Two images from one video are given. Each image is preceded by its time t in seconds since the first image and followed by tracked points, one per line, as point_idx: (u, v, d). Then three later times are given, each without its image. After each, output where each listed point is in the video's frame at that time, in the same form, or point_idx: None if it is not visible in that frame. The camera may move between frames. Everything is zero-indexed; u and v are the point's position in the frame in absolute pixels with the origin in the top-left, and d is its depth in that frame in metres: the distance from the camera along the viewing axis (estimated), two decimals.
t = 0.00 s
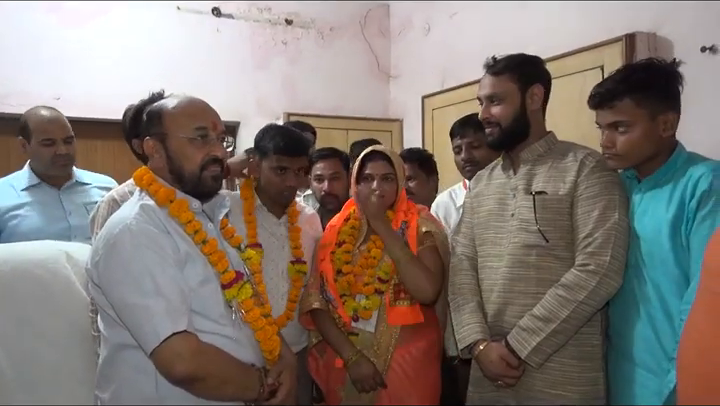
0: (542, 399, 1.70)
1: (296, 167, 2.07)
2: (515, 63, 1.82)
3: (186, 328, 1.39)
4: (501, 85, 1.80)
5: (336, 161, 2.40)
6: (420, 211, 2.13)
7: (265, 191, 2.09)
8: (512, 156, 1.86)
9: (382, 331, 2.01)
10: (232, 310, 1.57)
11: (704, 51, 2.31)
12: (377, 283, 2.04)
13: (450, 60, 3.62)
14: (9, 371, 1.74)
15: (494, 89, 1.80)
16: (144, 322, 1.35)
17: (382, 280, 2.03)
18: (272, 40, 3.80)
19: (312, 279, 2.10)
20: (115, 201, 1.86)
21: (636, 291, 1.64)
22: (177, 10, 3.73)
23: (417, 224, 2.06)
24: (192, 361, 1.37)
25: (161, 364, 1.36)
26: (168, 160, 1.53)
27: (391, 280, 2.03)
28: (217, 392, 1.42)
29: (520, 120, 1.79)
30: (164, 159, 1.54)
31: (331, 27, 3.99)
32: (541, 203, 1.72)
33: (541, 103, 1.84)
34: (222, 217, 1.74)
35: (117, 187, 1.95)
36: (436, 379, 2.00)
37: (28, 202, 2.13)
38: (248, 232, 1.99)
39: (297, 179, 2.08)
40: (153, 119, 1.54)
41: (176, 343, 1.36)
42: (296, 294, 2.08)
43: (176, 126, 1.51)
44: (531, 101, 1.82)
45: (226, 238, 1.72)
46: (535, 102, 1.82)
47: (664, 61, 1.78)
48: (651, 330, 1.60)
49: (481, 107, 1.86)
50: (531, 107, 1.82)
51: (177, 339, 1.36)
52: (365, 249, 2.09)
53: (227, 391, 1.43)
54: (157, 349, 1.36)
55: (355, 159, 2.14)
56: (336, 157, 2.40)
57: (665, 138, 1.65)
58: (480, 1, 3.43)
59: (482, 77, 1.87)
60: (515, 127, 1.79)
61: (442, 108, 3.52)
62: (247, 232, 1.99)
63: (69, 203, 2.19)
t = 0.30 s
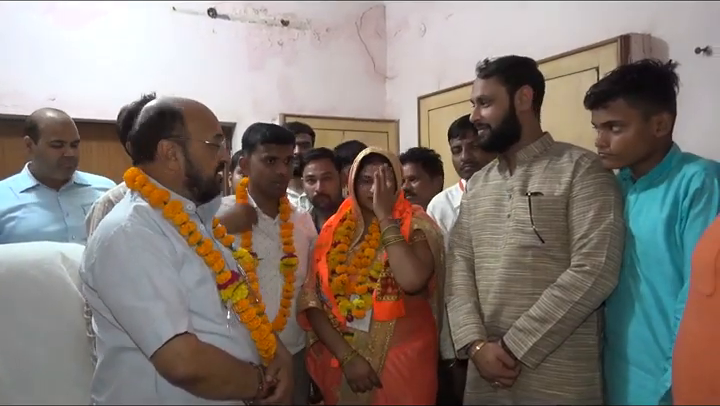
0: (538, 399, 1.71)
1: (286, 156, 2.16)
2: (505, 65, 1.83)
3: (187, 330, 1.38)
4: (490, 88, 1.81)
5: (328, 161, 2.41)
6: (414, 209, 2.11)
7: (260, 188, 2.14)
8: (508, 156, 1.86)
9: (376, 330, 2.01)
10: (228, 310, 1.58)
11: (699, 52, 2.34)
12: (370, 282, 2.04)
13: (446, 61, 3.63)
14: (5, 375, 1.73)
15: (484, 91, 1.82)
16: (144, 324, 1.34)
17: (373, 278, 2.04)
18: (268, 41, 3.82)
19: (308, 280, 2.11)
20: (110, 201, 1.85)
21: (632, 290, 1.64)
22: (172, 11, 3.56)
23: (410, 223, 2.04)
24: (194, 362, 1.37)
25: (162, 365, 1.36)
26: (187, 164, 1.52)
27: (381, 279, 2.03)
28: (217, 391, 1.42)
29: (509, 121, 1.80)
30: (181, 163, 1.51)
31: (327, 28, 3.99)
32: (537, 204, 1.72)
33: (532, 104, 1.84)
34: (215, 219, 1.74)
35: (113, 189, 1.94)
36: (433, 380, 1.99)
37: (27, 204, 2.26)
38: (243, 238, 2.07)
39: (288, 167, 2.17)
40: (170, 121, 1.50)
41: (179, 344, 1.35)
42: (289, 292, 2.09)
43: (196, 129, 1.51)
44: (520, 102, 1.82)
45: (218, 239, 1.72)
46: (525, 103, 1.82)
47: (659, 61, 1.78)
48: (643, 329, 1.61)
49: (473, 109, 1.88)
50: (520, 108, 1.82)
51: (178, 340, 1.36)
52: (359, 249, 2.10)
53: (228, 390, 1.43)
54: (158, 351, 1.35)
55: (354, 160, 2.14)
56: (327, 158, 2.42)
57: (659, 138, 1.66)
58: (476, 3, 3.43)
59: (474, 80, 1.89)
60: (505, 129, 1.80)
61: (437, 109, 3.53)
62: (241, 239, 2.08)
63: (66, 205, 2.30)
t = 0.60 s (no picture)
0: (534, 397, 1.71)
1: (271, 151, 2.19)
2: (496, 66, 1.83)
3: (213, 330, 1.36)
4: (481, 89, 1.82)
5: (323, 160, 2.40)
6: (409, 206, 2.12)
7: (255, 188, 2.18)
8: (504, 155, 1.87)
9: (374, 328, 2.01)
10: (232, 309, 1.59)
11: (695, 51, 2.35)
12: (368, 281, 2.05)
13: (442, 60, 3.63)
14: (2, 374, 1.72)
15: (476, 93, 1.83)
16: (175, 328, 1.30)
17: (372, 277, 2.04)
18: (264, 40, 3.81)
19: (305, 278, 2.11)
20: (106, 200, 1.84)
21: (628, 288, 1.65)
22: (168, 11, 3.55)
23: (407, 222, 2.04)
24: (217, 361, 1.34)
25: (186, 368, 1.33)
26: (198, 169, 1.50)
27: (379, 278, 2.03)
28: (237, 386, 1.41)
29: (501, 122, 1.80)
30: (193, 166, 1.49)
31: (323, 27, 3.99)
32: (533, 202, 1.72)
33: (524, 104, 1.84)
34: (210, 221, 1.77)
35: (109, 188, 1.92)
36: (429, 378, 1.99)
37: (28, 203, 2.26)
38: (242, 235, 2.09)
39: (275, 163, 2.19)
40: (185, 124, 1.47)
41: (207, 346, 1.32)
42: (288, 286, 2.13)
43: (208, 134, 1.50)
44: (512, 102, 1.82)
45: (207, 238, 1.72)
46: (517, 103, 1.82)
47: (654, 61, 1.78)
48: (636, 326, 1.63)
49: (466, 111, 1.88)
50: (512, 108, 1.82)
51: (207, 343, 1.32)
52: (356, 247, 2.10)
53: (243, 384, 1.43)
54: (185, 353, 1.32)
55: (351, 158, 2.14)
56: (322, 156, 2.41)
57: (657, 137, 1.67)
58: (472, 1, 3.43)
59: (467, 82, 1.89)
60: (498, 129, 1.80)
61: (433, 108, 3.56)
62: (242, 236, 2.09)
63: (68, 205, 2.31)
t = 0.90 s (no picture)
0: (534, 395, 1.71)
1: (266, 149, 2.19)
2: (494, 64, 1.82)
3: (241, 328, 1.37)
4: (480, 87, 1.81)
5: (329, 160, 2.40)
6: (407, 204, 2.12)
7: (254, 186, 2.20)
8: (502, 153, 1.87)
9: (374, 326, 2.01)
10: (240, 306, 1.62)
11: (694, 49, 2.35)
12: (369, 278, 2.04)
13: (442, 58, 3.63)
14: None
15: (474, 91, 1.82)
16: (207, 324, 1.31)
17: (373, 274, 2.04)
18: (263, 38, 3.82)
19: (305, 276, 2.12)
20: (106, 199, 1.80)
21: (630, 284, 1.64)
22: (167, 8, 3.61)
23: (407, 218, 2.04)
24: (237, 356, 1.35)
25: (209, 364, 1.35)
26: (208, 168, 1.51)
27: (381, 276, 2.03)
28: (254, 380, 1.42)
29: (500, 120, 1.80)
30: (204, 165, 1.50)
31: (322, 25, 3.98)
32: (532, 200, 1.72)
33: (522, 102, 1.83)
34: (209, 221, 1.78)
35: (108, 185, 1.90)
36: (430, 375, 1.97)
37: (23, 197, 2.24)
38: (242, 235, 2.13)
39: (272, 161, 2.20)
40: (200, 125, 1.47)
41: (234, 343, 1.34)
42: (289, 283, 2.15)
43: (217, 132, 1.51)
44: (510, 100, 1.82)
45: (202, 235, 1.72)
46: (515, 101, 1.82)
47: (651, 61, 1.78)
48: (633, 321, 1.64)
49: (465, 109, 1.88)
50: (510, 106, 1.82)
51: (234, 340, 1.34)
52: (356, 245, 2.10)
53: (258, 379, 1.43)
54: (213, 350, 1.33)
55: (349, 154, 2.15)
56: (327, 156, 2.41)
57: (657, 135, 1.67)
58: None
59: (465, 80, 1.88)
60: (496, 127, 1.80)
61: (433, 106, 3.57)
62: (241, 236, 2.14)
63: (63, 201, 2.28)
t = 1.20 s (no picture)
0: (534, 388, 1.71)
1: (269, 144, 2.20)
2: (490, 57, 1.82)
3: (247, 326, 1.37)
4: (474, 80, 1.81)
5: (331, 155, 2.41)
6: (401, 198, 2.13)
7: (256, 179, 2.21)
8: (500, 147, 1.87)
9: (370, 321, 2.01)
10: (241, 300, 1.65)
11: (692, 41, 2.34)
12: (365, 273, 2.04)
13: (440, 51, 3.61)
14: None
15: (469, 84, 1.82)
16: (214, 321, 1.30)
17: (369, 269, 2.04)
18: (259, 32, 3.78)
19: (304, 270, 2.12)
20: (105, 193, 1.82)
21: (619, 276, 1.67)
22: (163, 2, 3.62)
23: (404, 214, 2.05)
24: (242, 353, 1.35)
25: (214, 360, 1.34)
26: (209, 162, 1.50)
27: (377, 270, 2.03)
28: (256, 375, 1.42)
29: (496, 114, 1.80)
30: (205, 160, 1.49)
31: (319, 18, 3.95)
32: (529, 194, 1.73)
33: (519, 96, 1.83)
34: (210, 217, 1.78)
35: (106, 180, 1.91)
36: (427, 370, 2.00)
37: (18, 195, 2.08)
38: (243, 228, 2.14)
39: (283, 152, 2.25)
40: (203, 120, 1.46)
41: (240, 340, 1.34)
42: (287, 279, 2.15)
43: (218, 126, 1.51)
44: (506, 94, 1.81)
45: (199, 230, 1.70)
46: (511, 95, 1.81)
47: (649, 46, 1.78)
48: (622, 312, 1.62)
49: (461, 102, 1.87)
50: (506, 100, 1.81)
51: (239, 338, 1.34)
52: (353, 239, 2.10)
53: (261, 375, 1.43)
54: (221, 346, 1.32)
55: (343, 149, 2.14)
56: (329, 151, 2.40)
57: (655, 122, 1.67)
58: None
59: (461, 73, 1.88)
60: (493, 121, 1.80)
61: (430, 101, 3.56)
62: (242, 228, 2.15)
63: (59, 198, 2.12)
